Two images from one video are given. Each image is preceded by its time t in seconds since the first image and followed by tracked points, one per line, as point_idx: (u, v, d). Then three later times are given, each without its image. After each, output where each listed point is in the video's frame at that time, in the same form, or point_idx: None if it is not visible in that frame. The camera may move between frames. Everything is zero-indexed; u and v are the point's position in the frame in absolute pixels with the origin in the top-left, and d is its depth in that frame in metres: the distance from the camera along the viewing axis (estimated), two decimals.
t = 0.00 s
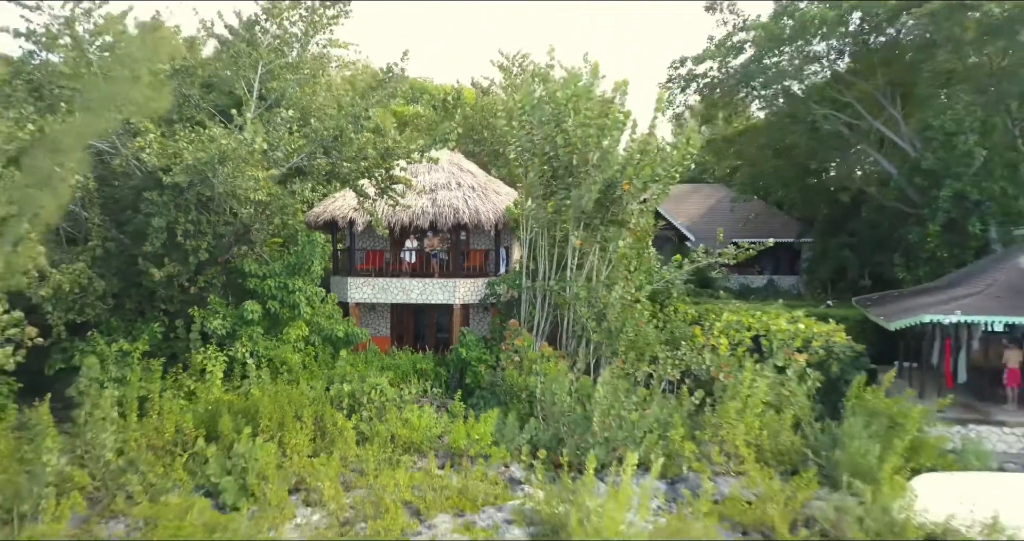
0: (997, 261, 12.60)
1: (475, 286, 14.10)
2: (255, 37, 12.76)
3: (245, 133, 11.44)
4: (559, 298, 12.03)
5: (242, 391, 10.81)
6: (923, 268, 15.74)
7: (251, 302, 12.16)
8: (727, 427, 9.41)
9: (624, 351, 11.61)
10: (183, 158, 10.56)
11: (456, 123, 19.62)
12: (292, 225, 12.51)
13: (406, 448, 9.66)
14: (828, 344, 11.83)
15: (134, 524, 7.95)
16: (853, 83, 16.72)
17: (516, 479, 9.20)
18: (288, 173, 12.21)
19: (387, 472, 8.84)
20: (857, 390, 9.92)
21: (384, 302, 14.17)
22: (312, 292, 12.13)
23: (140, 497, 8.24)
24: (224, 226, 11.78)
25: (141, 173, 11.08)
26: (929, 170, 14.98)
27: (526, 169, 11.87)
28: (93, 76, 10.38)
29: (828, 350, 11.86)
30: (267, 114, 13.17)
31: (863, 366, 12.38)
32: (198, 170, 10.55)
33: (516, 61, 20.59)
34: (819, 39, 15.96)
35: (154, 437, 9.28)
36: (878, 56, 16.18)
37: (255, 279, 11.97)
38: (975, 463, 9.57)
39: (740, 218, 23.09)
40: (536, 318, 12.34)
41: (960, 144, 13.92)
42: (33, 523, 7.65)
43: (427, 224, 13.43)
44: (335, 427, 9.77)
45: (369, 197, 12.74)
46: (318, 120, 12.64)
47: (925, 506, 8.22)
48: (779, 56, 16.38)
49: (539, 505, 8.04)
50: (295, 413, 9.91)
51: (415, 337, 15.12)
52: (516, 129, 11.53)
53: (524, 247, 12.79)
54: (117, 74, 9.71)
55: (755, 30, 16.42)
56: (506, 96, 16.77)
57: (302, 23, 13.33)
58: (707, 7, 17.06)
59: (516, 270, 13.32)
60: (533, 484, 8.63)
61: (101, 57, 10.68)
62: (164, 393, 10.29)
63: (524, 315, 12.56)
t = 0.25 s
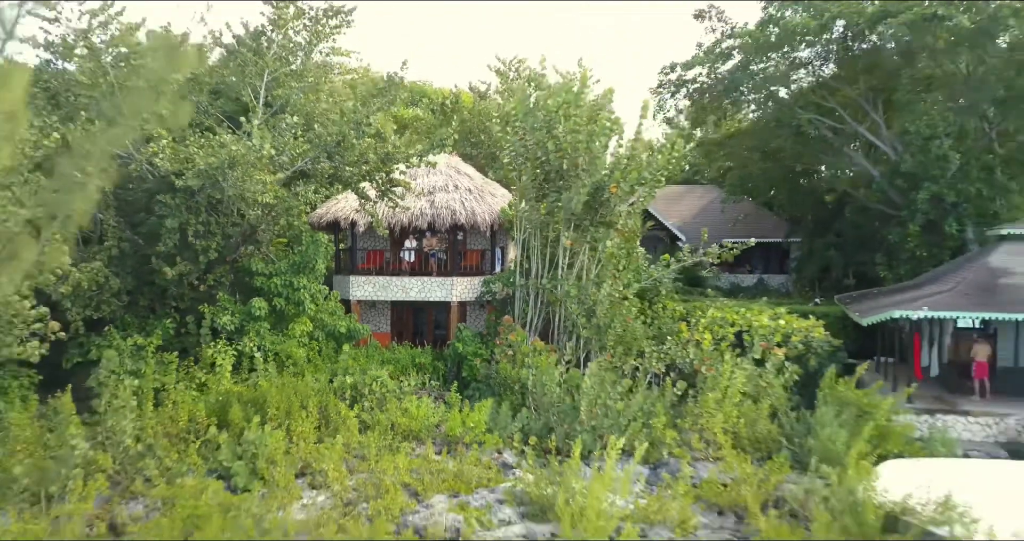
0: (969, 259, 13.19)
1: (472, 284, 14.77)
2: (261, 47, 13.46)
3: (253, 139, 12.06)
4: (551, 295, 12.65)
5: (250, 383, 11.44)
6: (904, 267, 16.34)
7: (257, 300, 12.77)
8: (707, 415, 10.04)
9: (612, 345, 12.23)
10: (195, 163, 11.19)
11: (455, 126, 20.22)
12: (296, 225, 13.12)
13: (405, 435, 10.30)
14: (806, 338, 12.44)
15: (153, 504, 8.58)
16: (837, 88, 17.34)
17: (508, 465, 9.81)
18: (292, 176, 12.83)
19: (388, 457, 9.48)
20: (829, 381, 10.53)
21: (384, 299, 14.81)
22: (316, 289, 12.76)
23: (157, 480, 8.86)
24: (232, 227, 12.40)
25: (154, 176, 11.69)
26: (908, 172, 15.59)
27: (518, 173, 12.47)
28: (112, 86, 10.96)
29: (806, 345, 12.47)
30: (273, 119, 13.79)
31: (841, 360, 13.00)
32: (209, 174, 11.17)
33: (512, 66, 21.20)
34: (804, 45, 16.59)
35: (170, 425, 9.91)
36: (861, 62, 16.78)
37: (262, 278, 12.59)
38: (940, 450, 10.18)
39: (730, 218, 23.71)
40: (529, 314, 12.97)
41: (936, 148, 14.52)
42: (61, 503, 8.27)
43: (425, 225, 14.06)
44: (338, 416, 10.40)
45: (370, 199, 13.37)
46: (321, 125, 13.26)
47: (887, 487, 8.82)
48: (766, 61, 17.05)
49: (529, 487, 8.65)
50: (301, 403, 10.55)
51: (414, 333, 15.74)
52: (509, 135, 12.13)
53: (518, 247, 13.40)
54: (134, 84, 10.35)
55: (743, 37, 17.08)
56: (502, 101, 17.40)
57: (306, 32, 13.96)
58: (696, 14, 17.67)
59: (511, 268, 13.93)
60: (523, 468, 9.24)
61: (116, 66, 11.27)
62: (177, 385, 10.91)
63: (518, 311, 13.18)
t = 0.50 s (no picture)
0: (943, 258, 13.82)
1: (469, 282, 15.44)
2: (268, 56, 14.12)
3: (261, 144, 12.73)
4: (543, 292, 13.28)
5: (258, 376, 12.10)
6: (885, 266, 16.98)
7: (264, 297, 13.42)
8: (688, 405, 10.68)
9: (601, 341, 12.88)
10: (206, 168, 11.83)
11: (453, 130, 20.87)
12: (301, 227, 13.77)
13: (404, 424, 10.99)
14: (787, 334, 13.06)
15: (170, 486, 9.24)
16: (821, 93, 17.98)
17: (502, 451, 10.47)
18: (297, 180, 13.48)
19: (388, 444, 10.16)
20: (804, 374, 11.18)
21: (385, 297, 15.49)
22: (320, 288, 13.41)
23: (174, 464, 9.53)
24: (241, 228, 13.05)
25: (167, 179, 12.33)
26: (888, 175, 16.22)
27: (512, 177, 13.10)
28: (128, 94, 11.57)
29: (786, 340, 13.10)
30: (278, 125, 14.44)
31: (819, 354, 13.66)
32: (220, 178, 11.82)
33: (510, 71, 21.86)
34: (791, 52, 17.22)
35: (184, 414, 10.58)
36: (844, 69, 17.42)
37: (269, 276, 13.23)
38: (908, 438, 10.82)
39: (721, 219, 24.34)
40: (523, 311, 13.61)
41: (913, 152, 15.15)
42: (85, 484, 8.94)
43: (424, 226, 14.72)
44: (342, 406, 11.07)
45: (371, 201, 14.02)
46: (325, 131, 13.92)
47: (853, 470, 9.47)
48: (755, 67, 17.69)
49: (519, 470, 9.32)
50: (307, 394, 11.23)
51: (414, 329, 16.33)
52: (504, 140, 12.78)
53: (513, 247, 14.05)
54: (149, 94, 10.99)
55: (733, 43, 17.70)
56: (499, 106, 18.06)
57: (310, 41, 14.62)
58: (686, 22, 18.30)
59: (506, 268, 14.56)
60: (515, 453, 9.90)
61: (131, 75, 11.92)
62: (190, 377, 11.57)
63: (512, 308, 13.81)
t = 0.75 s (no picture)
0: (920, 259, 14.46)
1: (467, 281, 16.09)
2: (274, 64, 14.78)
3: (268, 150, 13.38)
4: (537, 290, 13.94)
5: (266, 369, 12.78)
6: (867, 265, 17.63)
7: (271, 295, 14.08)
8: (672, 396, 11.34)
9: (592, 336, 13.54)
10: (217, 173, 12.50)
11: (452, 133, 21.54)
12: (306, 228, 14.44)
13: (405, 414, 11.67)
14: (769, 330, 13.70)
15: (186, 471, 9.90)
16: (807, 99, 18.63)
17: (496, 439, 11.15)
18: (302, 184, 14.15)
19: (389, 431, 10.83)
20: (782, 367, 11.83)
21: (387, 295, 16.16)
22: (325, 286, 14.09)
23: (189, 450, 10.20)
24: (249, 229, 13.69)
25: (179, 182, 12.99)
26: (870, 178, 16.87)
27: (507, 181, 13.75)
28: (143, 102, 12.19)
29: (769, 336, 13.76)
30: (284, 130, 15.10)
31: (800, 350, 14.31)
32: (230, 183, 12.48)
33: (507, 76, 22.51)
34: (779, 60, 17.84)
35: (197, 405, 11.24)
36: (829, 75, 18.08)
37: (276, 275, 13.90)
38: (880, 427, 11.47)
39: (713, 219, 24.99)
40: (518, 307, 14.27)
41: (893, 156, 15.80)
42: (108, 468, 9.61)
43: (424, 227, 15.38)
44: (346, 398, 11.73)
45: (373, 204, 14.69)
46: (329, 136, 14.58)
47: (824, 455, 10.14)
48: (743, 72, 18.31)
49: (511, 456, 9.99)
50: (312, 386, 11.91)
51: (414, 326, 17.00)
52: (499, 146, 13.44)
53: (508, 247, 14.70)
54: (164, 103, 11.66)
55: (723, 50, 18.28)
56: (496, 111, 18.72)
57: (314, 50, 15.28)
58: (677, 29, 18.93)
59: (501, 267, 15.21)
60: (508, 441, 10.55)
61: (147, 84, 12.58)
62: (202, 370, 12.24)
63: (508, 305, 14.47)
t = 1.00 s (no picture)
0: (898, 258, 15.12)
1: (465, 279, 16.75)
2: (280, 72, 15.44)
3: (275, 154, 14.06)
4: (531, 288, 14.61)
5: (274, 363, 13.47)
6: (851, 264, 18.30)
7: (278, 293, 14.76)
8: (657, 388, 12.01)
9: (584, 332, 14.25)
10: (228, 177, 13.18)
11: (451, 136, 22.20)
12: (311, 229, 15.12)
13: (405, 405, 12.36)
14: (752, 326, 14.34)
15: (200, 456, 10.59)
16: (793, 104, 19.31)
17: (491, 428, 11.83)
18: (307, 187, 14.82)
19: (391, 420, 11.52)
20: (762, 360, 12.52)
21: (388, 293, 16.82)
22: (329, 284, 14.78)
23: (203, 438, 10.89)
24: (256, 229, 14.35)
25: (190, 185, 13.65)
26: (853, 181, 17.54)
27: (502, 184, 14.39)
28: (156, 109, 12.87)
29: (752, 332, 14.43)
30: (289, 135, 15.76)
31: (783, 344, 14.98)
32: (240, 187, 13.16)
33: (504, 80, 23.19)
34: (766, 66, 18.51)
35: (209, 396, 11.93)
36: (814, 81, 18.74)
37: (282, 274, 14.57)
38: (854, 418, 12.15)
39: (705, 220, 25.66)
40: (513, 305, 14.93)
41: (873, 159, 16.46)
42: (128, 454, 10.30)
43: (423, 228, 16.03)
44: (350, 390, 12.41)
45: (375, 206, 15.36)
46: (333, 141, 15.25)
47: (799, 443, 10.81)
48: (732, 77, 18.95)
49: (505, 442, 10.68)
50: (318, 378, 12.60)
51: (415, 323, 17.69)
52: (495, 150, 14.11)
53: (504, 247, 15.38)
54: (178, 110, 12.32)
55: (713, 56, 18.97)
56: (493, 115, 19.39)
57: (319, 58, 15.94)
58: (668, 37, 19.60)
59: (498, 265, 15.87)
60: (502, 429, 11.24)
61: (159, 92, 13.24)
62: (213, 364, 12.92)
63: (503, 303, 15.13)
